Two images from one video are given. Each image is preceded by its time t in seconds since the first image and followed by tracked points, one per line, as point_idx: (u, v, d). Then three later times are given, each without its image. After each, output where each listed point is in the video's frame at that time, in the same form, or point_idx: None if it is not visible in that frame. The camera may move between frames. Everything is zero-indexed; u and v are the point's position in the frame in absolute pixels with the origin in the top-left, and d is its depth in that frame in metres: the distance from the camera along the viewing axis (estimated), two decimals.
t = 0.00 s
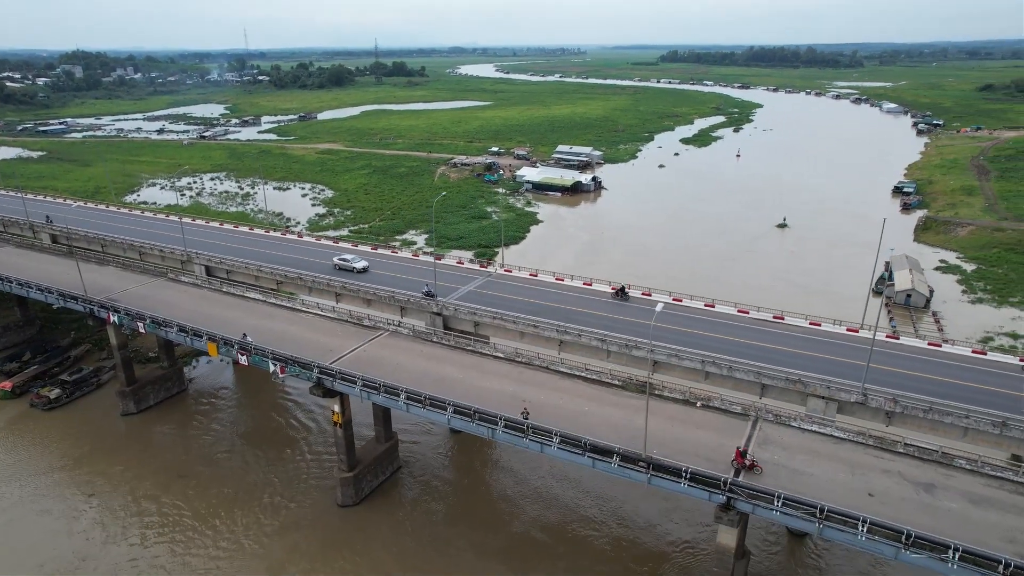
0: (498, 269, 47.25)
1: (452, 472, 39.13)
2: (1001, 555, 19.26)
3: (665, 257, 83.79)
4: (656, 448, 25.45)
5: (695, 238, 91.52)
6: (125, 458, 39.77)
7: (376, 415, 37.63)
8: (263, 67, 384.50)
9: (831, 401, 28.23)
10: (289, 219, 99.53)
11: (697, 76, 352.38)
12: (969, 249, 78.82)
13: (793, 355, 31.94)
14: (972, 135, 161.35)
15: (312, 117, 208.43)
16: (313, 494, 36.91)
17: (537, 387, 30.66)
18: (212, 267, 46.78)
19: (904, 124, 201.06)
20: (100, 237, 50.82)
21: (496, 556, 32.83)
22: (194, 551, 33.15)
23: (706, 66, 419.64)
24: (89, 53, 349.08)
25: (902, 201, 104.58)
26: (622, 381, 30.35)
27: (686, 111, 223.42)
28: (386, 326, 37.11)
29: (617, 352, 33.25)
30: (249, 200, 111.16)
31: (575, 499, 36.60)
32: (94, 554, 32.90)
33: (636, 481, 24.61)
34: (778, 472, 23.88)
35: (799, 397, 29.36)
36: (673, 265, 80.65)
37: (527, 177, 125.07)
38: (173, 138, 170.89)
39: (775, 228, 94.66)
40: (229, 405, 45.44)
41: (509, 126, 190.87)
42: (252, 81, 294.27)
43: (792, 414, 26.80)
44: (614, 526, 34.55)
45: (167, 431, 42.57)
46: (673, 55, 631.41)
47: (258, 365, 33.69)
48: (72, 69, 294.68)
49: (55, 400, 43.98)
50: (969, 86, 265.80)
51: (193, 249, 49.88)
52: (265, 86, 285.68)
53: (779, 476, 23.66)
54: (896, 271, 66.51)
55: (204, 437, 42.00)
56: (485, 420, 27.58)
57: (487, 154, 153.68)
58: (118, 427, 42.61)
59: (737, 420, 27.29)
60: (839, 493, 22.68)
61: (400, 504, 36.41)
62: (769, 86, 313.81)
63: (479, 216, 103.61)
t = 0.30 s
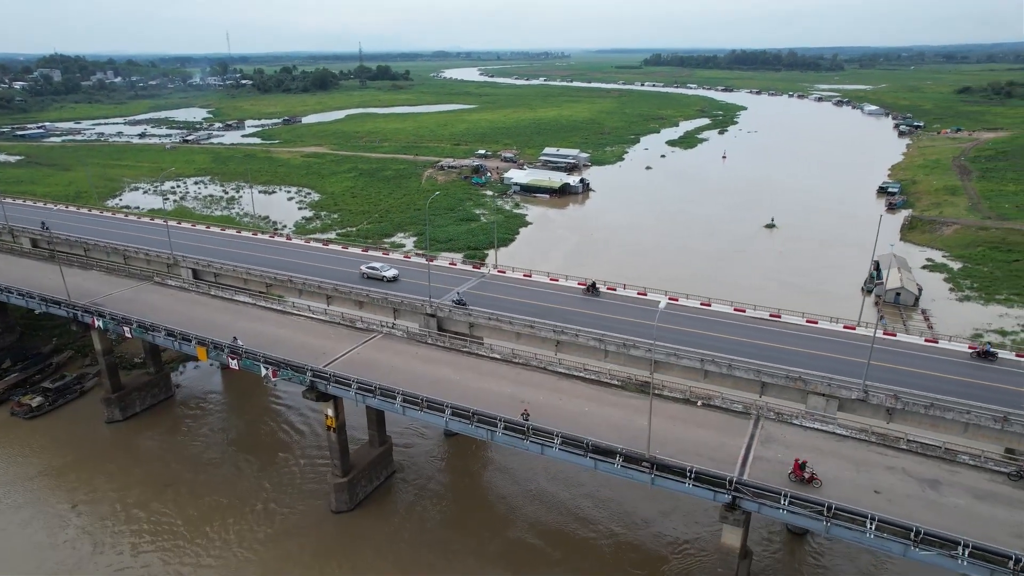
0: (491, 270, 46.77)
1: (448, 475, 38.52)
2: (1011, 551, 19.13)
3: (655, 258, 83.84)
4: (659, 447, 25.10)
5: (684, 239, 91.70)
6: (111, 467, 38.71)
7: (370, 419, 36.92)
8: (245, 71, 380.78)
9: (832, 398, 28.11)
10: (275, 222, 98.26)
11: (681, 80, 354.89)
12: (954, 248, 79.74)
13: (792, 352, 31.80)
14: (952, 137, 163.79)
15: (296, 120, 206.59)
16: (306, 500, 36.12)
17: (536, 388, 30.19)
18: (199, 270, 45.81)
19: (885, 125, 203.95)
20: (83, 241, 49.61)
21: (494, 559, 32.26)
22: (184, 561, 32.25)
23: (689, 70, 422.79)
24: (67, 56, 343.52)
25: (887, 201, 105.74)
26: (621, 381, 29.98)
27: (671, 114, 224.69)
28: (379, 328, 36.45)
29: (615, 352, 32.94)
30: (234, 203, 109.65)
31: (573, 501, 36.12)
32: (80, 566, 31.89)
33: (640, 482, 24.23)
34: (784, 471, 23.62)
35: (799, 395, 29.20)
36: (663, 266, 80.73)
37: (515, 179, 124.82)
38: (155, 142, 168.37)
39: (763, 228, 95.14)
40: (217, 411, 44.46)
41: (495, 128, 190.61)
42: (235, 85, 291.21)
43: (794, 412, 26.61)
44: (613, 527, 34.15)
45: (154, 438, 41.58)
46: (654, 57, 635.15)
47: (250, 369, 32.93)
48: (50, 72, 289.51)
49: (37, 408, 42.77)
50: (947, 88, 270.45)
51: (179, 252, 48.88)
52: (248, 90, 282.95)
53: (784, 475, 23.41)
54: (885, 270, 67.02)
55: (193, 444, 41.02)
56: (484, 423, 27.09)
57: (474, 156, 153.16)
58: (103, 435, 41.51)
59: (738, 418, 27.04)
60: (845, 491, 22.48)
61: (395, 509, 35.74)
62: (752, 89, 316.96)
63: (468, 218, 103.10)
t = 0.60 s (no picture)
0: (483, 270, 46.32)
1: (443, 479, 37.87)
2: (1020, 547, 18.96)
3: (644, 259, 83.97)
4: (662, 447, 24.76)
5: (672, 240, 91.97)
6: (96, 476, 37.63)
7: (363, 423, 36.19)
8: (227, 75, 376.46)
9: (832, 396, 27.99)
10: (261, 226, 96.97)
11: (665, 83, 357.29)
12: (939, 247, 80.68)
13: (790, 351, 31.66)
14: (933, 138, 166.33)
15: (280, 124, 204.62)
16: (299, 507, 35.27)
17: (535, 389, 29.72)
18: (185, 274, 44.86)
19: (867, 127, 206.71)
20: (64, 245, 48.47)
21: (492, 564, 31.64)
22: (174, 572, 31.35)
23: (673, 73, 425.74)
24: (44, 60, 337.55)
25: (872, 201, 106.86)
26: (620, 381, 29.65)
27: (655, 117, 225.85)
28: (372, 330, 35.82)
29: (613, 352, 32.61)
30: (219, 208, 108.13)
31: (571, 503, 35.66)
32: None
33: (643, 483, 23.85)
34: (788, 469, 23.37)
35: (798, 393, 29.03)
36: (653, 267, 80.74)
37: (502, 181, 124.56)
38: (137, 147, 165.83)
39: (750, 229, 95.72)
40: (205, 417, 43.44)
41: (481, 132, 190.36)
42: (217, 89, 287.96)
43: (794, 410, 26.41)
44: (611, 528, 33.72)
45: (139, 446, 40.44)
46: (636, 60, 638.98)
47: (240, 373, 32.16)
48: (28, 76, 284.23)
49: (17, 416, 41.51)
50: (925, 91, 274.94)
51: (164, 256, 47.92)
52: (231, 94, 280.09)
53: (789, 474, 23.14)
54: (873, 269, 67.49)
55: (180, 451, 39.98)
56: (483, 425, 26.58)
57: (461, 159, 152.62)
58: (87, 442, 40.39)
59: (740, 417, 26.78)
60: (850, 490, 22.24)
61: (389, 515, 34.97)
62: (736, 92, 319.72)
63: (456, 221, 102.56)
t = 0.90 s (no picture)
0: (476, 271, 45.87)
1: (438, 483, 37.21)
2: None
3: (634, 260, 84.00)
4: (664, 447, 24.41)
5: (661, 241, 92.17)
6: (79, 486, 36.48)
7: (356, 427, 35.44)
8: (208, 80, 372.02)
9: (832, 393, 27.86)
10: (246, 230, 95.62)
11: (649, 87, 359.44)
12: (925, 246, 81.50)
13: (787, 349, 31.53)
14: (914, 140, 168.75)
15: (263, 128, 202.58)
16: (291, 514, 34.44)
17: (533, 390, 29.26)
18: (171, 278, 43.86)
19: (849, 130, 209.38)
20: (45, 250, 47.22)
21: (491, 569, 31.06)
22: None
23: (656, 77, 428.67)
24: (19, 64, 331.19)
25: (857, 202, 107.93)
26: (619, 381, 29.28)
27: (640, 120, 226.94)
28: (365, 333, 35.15)
29: (611, 352, 32.27)
30: (203, 212, 106.53)
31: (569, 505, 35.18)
32: None
33: (647, 484, 23.49)
34: (792, 468, 23.13)
35: (798, 391, 28.85)
36: (642, 268, 80.77)
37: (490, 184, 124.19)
38: (118, 151, 163.17)
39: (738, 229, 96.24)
40: (192, 424, 42.37)
41: (467, 135, 189.95)
42: (199, 93, 284.46)
43: (795, 408, 26.20)
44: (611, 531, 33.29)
45: (123, 455, 39.22)
46: (618, 65, 643.39)
47: (230, 378, 31.34)
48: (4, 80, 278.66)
49: None
50: (904, 94, 279.31)
51: (149, 259, 46.87)
52: (213, 98, 276.86)
53: (793, 472, 22.90)
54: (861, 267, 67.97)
55: (167, 459, 38.93)
56: (482, 427, 26.08)
57: (447, 162, 151.96)
58: (70, 452, 39.21)
59: (741, 416, 26.51)
60: (855, 486, 22.05)
61: (384, 521, 34.28)
62: (719, 95, 322.46)
63: (444, 223, 101.99)
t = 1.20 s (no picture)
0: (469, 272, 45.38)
1: (433, 487, 36.57)
2: None
3: (624, 261, 83.96)
4: (668, 447, 24.05)
5: (650, 242, 92.19)
6: (63, 496, 35.37)
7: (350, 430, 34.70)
8: (189, 84, 367.64)
9: (832, 390, 27.72)
10: (231, 234, 94.21)
11: (633, 90, 360.98)
12: (911, 245, 82.38)
13: (786, 346, 31.38)
14: (895, 141, 171.05)
15: (247, 132, 200.41)
16: (284, 521, 33.63)
17: (532, 391, 28.81)
18: (157, 281, 42.88)
19: (831, 131, 211.75)
20: (26, 254, 46.01)
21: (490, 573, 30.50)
22: None
23: (640, 80, 430.80)
24: None
25: (843, 202, 108.89)
26: (618, 380, 28.93)
27: (625, 122, 227.80)
28: (358, 334, 34.51)
29: (609, 351, 31.92)
30: (187, 216, 104.87)
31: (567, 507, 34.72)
32: None
33: (650, 484, 23.11)
34: (797, 465, 22.87)
35: (798, 389, 28.69)
36: (632, 269, 80.74)
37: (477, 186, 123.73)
38: (99, 155, 160.44)
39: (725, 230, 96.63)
40: (180, 431, 41.32)
41: (454, 137, 189.34)
42: (180, 97, 280.80)
43: (797, 405, 26.00)
44: (610, 532, 32.87)
45: (108, 464, 38.11)
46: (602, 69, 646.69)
47: (220, 382, 30.54)
48: None
49: None
50: (884, 97, 283.41)
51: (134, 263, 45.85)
52: (195, 101, 273.44)
53: (799, 469, 22.65)
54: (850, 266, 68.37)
55: (154, 467, 37.90)
56: (481, 429, 25.56)
57: (434, 165, 151.21)
58: (53, 461, 38.05)
59: (743, 414, 26.26)
60: (861, 483, 21.84)
61: (380, 526, 33.60)
62: (703, 97, 324.95)
63: (432, 225, 101.26)
